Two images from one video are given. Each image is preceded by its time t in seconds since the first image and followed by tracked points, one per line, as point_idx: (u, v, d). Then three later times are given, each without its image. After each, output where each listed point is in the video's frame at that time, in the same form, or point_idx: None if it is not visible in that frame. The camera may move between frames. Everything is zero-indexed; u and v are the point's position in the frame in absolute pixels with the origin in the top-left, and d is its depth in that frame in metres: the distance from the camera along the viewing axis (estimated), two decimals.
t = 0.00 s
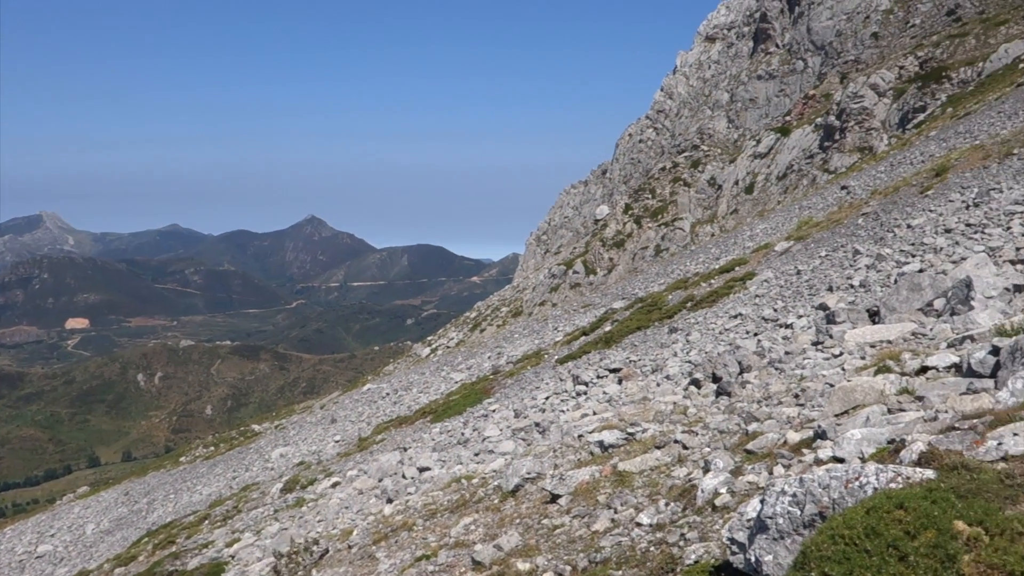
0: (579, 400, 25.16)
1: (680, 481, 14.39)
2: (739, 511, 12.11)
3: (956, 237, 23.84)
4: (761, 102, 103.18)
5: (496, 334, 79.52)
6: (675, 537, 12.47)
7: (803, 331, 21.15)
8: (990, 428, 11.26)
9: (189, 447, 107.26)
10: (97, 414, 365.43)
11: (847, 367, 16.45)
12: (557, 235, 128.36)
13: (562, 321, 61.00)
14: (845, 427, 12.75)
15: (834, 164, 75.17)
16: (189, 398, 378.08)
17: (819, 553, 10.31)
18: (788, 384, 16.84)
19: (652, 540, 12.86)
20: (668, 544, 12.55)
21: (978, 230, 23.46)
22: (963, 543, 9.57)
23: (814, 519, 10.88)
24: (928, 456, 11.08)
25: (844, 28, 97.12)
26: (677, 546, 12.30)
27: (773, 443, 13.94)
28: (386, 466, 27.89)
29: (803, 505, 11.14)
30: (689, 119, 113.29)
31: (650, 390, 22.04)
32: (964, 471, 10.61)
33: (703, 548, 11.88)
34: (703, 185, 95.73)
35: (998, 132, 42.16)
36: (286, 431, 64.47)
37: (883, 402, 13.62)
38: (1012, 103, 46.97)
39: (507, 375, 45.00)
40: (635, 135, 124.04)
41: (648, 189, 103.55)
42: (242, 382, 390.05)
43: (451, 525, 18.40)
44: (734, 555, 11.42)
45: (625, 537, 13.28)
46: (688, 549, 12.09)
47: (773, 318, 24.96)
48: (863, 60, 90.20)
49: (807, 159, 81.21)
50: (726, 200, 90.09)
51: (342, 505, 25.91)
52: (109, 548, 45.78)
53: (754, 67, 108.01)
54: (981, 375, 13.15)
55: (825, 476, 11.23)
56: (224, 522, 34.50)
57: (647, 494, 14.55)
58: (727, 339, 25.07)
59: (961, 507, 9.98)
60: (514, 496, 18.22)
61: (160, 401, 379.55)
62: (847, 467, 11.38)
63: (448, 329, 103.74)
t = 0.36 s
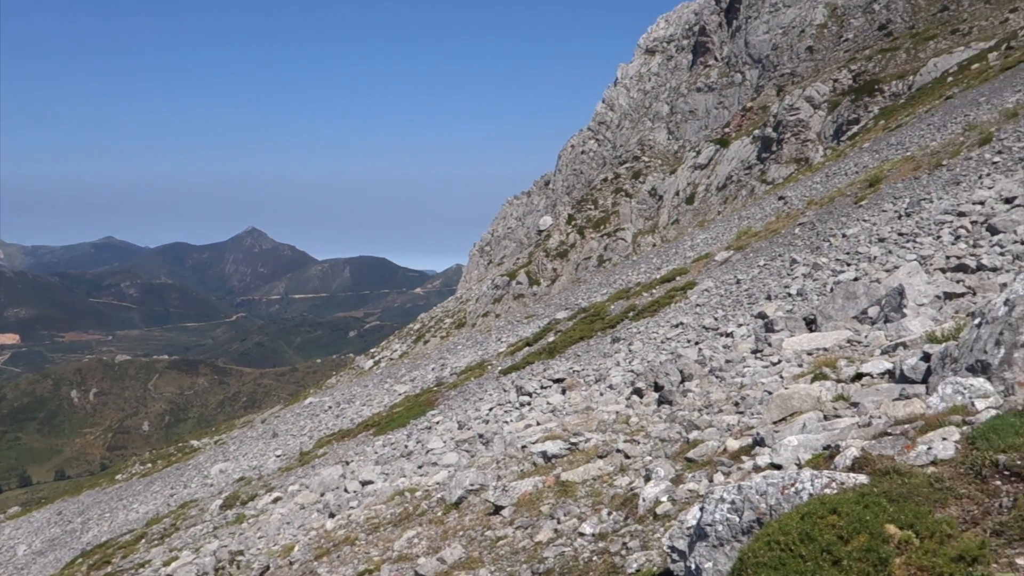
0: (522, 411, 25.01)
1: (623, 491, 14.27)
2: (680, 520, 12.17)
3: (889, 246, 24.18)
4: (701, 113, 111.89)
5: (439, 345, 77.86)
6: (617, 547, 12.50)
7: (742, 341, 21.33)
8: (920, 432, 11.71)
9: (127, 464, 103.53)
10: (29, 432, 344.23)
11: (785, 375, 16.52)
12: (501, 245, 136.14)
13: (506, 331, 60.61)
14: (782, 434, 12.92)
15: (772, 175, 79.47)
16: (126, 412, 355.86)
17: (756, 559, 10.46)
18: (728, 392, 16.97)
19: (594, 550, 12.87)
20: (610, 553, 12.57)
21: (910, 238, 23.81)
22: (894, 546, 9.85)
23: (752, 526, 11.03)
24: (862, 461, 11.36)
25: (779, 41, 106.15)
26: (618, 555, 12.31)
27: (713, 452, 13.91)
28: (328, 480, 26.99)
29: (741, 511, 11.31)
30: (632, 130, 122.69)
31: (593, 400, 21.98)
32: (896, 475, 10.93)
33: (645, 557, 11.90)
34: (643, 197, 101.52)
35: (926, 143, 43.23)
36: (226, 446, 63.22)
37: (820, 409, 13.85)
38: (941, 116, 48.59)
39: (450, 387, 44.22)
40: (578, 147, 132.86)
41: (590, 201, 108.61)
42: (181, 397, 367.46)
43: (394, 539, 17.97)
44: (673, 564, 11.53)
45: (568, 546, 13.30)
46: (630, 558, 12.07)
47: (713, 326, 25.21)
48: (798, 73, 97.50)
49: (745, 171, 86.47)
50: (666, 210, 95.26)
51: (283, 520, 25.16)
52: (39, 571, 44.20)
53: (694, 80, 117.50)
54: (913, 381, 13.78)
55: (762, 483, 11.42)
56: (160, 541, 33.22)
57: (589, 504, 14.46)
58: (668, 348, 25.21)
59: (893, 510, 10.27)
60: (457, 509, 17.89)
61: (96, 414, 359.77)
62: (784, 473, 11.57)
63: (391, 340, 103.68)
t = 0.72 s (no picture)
0: (455, 421, 24.40)
1: (556, 500, 13.77)
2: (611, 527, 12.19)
3: (814, 256, 24.47)
4: (632, 125, 118.53)
5: (371, 357, 75.09)
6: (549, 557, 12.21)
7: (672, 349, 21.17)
8: (841, 438, 12.04)
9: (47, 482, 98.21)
10: None
11: (714, 383, 16.44)
12: (432, 256, 133.00)
13: (438, 340, 59.01)
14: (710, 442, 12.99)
15: (702, 186, 82.67)
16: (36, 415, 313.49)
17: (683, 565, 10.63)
18: (658, 401, 16.73)
19: (526, 561, 12.43)
20: (543, 563, 12.24)
21: (835, 248, 24.10)
22: (816, 550, 10.12)
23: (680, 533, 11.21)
24: (786, 468, 11.60)
25: (709, 54, 114.17)
26: (550, 566, 12.04)
27: (642, 459, 13.66)
28: (259, 495, 26.62)
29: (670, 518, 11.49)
30: (564, 141, 127.33)
31: (526, 410, 21.49)
32: (819, 481, 11.21)
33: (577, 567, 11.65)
34: (577, 208, 103.82)
35: (849, 156, 44.33)
36: (151, 462, 60.77)
37: (748, 416, 13.93)
38: (863, 129, 50.12)
39: (381, 398, 42.76)
40: (511, 156, 136.00)
41: (524, 211, 110.54)
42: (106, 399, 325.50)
43: (324, 554, 16.82)
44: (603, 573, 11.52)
45: (500, 557, 12.80)
46: (562, 567, 11.85)
47: (644, 335, 25.14)
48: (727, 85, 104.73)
49: (676, 182, 89.02)
50: (599, 220, 97.86)
51: (212, 535, 24.44)
52: None
53: (625, 92, 124.47)
54: (836, 388, 14.14)
55: (690, 491, 11.62)
56: (82, 561, 31.67)
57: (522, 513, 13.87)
58: (601, 357, 24.89)
59: (815, 515, 10.54)
60: (390, 522, 16.77)
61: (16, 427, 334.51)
62: (710, 481, 11.78)
63: (322, 352, 101.79)
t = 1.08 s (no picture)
0: (383, 429, 22.78)
1: (482, 507, 13.63)
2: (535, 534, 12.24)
3: (740, 263, 24.55)
4: (561, 133, 121.66)
5: (299, 365, 69.42)
6: (474, 565, 11.97)
7: (601, 355, 20.75)
8: (762, 442, 12.30)
9: None
10: None
11: (640, 389, 16.41)
12: (361, 262, 133.67)
13: (368, 348, 54.41)
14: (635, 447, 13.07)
15: (630, 195, 83.26)
16: None
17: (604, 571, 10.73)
18: (585, 407, 16.62)
19: (451, 570, 12.13)
20: (468, 572, 11.96)
21: (759, 256, 24.23)
22: (735, 553, 10.27)
23: (604, 538, 11.36)
24: (708, 472, 11.79)
25: (637, 64, 117.82)
26: None
27: (570, 465, 13.82)
28: (180, 506, 24.80)
29: (594, 524, 11.65)
30: (493, 148, 129.82)
31: (455, 416, 20.56)
32: (739, 484, 11.44)
33: None
34: (506, 214, 106.06)
35: (774, 165, 44.74)
36: (63, 474, 55.11)
37: (672, 422, 14.14)
38: (786, 140, 51.09)
39: (308, 406, 38.66)
40: (440, 163, 136.85)
41: (452, 218, 112.22)
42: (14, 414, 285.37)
43: (247, 566, 15.98)
44: None
45: (425, 567, 12.42)
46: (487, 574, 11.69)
47: (575, 341, 24.11)
48: (656, 94, 109.58)
49: (605, 190, 90.79)
50: (528, 226, 99.50)
51: (132, 549, 23.04)
52: None
53: (553, 100, 126.78)
54: (758, 393, 14.40)
55: (614, 496, 11.78)
56: None
57: (449, 521, 13.66)
58: (529, 363, 24.09)
59: (734, 519, 10.75)
60: (315, 532, 16.01)
61: None
62: (634, 485, 11.94)
63: (248, 362, 97.26)
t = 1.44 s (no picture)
0: (312, 434, 21.76)
1: (411, 510, 13.54)
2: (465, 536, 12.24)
3: (669, 267, 24.20)
4: (494, 136, 122.89)
5: (224, 369, 62.61)
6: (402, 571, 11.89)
7: (532, 358, 20.46)
8: (686, 444, 12.47)
9: None
10: None
11: (570, 392, 16.46)
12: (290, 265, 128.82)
13: (297, 353, 48.95)
14: (564, 449, 13.16)
15: (562, 198, 83.98)
16: None
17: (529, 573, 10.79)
18: (516, 410, 16.53)
19: None
20: None
21: (688, 260, 24.05)
22: (659, 553, 10.37)
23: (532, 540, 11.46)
24: (633, 474, 11.91)
25: (570, 68, 119.71)
26: None
27: (500, 467, 13.85)
28: (101, 513, 22.25)
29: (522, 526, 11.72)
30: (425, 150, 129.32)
31: (385, 420, 19.97)
32: (663, 486, 11.59)
33: None
34: (439, 217, 104.78)
35: (703, 171, 44.22)
36: None
37: (601, 424, 14.23)
38: (715, 147, 51.10)
39: (236, 410, 35.00)
40: (372, 165, 134.89)
41: (383, 220, 110.57)
42: None
43: None
44: None
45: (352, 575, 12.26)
46: None
47: (504, 345, 23.27)
48: (587, 100, 111.38)
49: (537, 194, 90.64)
50: (461, 229, 99.07)
51: (48, 558, 20.73)
52: None
53: (486, 103, 127.44)
54: (685, 396, 14.57)
55: (542, 499, 11.85)
56: None
57: (378, 525, 13.49)
58: (461, 366, 23.15)
59: (658, 519, 10.88)
60: (241, 538, 15.52)
61: None
62: (562, 488, 12.06)
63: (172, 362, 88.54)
